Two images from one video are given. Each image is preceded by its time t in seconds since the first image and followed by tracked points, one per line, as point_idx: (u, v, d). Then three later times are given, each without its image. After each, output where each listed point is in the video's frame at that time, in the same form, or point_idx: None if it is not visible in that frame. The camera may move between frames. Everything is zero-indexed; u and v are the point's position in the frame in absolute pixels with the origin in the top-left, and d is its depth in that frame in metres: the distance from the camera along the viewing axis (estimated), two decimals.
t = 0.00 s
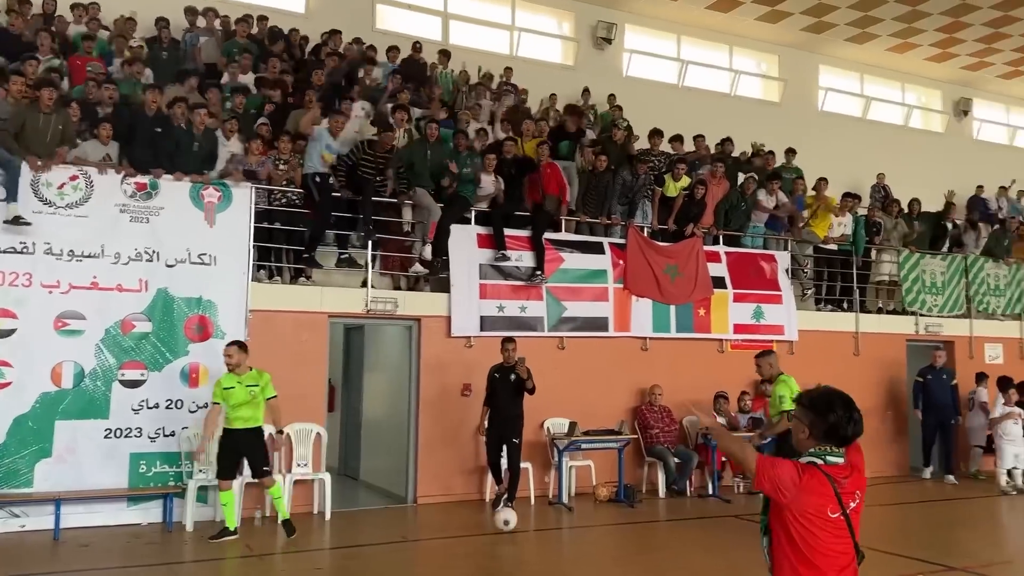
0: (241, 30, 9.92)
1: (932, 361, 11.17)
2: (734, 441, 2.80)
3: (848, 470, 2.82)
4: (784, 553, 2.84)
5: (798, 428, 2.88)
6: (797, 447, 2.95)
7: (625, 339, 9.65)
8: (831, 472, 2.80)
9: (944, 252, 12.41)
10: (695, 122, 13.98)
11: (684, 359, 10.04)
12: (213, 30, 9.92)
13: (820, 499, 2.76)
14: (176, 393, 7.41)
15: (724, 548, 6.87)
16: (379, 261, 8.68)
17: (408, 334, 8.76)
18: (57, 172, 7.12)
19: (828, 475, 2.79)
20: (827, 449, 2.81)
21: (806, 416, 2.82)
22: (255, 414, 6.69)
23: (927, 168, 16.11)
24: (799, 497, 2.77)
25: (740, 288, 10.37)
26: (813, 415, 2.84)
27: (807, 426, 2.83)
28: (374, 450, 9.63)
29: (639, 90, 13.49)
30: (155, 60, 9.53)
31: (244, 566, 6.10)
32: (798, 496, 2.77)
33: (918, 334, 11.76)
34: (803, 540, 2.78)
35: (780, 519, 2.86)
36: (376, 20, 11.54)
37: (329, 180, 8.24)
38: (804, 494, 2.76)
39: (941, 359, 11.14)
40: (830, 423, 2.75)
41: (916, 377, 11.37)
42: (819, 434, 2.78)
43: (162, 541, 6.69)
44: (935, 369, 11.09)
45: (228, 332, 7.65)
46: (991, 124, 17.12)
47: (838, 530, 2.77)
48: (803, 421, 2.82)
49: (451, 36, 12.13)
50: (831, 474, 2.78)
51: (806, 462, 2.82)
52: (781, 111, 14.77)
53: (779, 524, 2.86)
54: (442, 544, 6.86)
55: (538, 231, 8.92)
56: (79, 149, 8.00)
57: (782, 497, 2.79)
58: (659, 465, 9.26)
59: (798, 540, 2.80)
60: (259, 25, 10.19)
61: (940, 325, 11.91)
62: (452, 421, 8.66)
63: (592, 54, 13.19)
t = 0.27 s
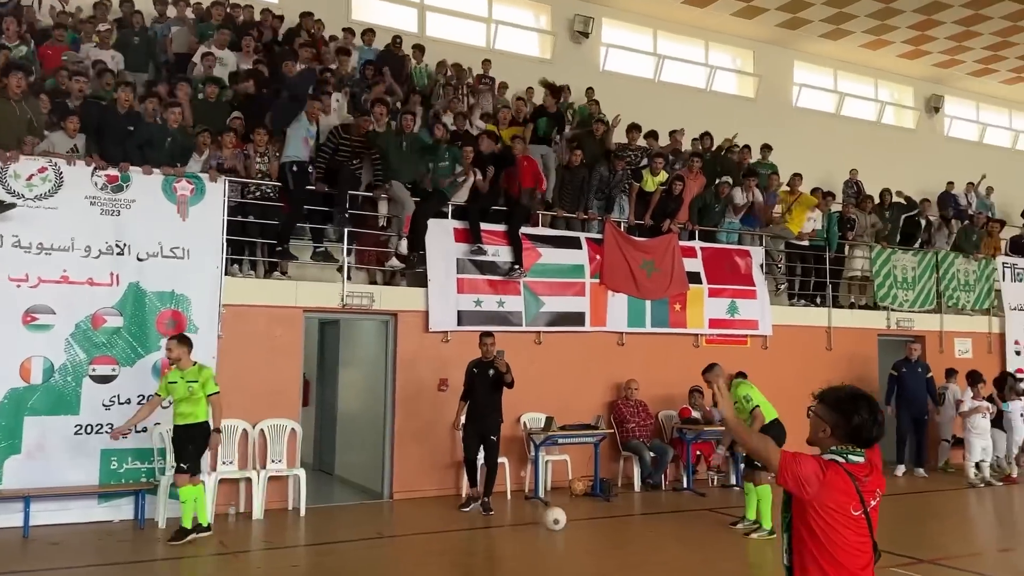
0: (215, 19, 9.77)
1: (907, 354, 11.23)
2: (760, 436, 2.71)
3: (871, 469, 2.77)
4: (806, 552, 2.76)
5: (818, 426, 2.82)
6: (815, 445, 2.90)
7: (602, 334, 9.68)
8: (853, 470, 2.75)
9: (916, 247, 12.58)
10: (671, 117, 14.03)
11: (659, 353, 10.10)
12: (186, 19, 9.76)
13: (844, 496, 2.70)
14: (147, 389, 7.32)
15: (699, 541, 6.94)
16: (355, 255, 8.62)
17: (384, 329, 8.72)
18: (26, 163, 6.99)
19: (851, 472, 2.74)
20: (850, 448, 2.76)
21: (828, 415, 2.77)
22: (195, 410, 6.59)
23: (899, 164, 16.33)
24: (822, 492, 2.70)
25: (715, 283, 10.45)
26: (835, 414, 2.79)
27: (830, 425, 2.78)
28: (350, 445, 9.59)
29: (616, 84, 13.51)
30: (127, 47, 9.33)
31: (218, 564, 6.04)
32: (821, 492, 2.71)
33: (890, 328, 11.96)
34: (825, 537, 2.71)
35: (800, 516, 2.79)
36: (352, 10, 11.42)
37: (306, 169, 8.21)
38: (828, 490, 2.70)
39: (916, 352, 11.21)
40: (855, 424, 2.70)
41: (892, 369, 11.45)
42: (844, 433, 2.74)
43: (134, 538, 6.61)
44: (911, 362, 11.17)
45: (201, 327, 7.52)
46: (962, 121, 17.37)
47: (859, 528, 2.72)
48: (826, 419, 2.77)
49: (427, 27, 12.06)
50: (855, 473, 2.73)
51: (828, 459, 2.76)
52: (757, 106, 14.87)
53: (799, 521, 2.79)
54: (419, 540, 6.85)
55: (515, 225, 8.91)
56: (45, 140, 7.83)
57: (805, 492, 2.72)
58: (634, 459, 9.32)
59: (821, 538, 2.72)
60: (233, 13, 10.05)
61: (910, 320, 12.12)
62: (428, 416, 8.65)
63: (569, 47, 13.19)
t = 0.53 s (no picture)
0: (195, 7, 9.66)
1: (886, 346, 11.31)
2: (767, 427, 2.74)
3: (872, 462, 2.82)
4: (805, 541, 2.81)
5: (824, 417, 2.85)
6: (818, 436, 2.94)
7: (586, 325, 9.72)
8: (855, 463, 2.79)
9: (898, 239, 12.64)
10: (654, 109, 14.06)
11: (642, 344, 10.16)
12: (165, 6, 9.63)
13: (845, 488, 2.75)
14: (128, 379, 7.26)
15: (681, 530, 7.01)
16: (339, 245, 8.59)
17: (368, 319, 8.71)
18: (5, 152, 6.89)
19: (853, 465, 2.78)
20: (853, 441, 2.80)
21: (835, 406, 2.80)
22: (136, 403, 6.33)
23: (880, 157, 16.48)
24: (824, 484, 2.75)
25: (698, 274, 10.52)
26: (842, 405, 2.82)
27: (836, 416, 2.82)
28: (333, 436, 9.58)
29: (600, 75, 13.52)
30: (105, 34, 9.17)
31: (202, 555, 6.02)
32: (823, 483, 2.75)
33: (869, 319, 12.10)
34: (825, 527, 2.76)
35: (801, 506, 2.83)
36: None
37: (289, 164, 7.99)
38: (830, 482, 2.74)
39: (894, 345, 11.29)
40: (863, 417, 2.73)
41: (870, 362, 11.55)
42: (851, 426, 2.76)
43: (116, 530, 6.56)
44: (889, 354, 11.28)
45: (183, 317, 7.48)
46: (941, 114, 17.55)
47: (858, 520, 2.77)
48: (834, 411, 2.80)
49: (410, 16, 11.98)
50: (857, 465, 2.78)
51: (831, 450, 2.80)
52: (740, 99, 14.94)
53: (799, 511, 2.83)
54: (403, 530, 6.87)
55: (499, 217, 8.90)
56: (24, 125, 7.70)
57: (808, 484, 2.76)
58: (617, 449, 9.38)
59: (821, 528, 2.77)
60: None
61: (890, 311, 12.26)
62: (412, 406, 8.65)
63: (553, 38, 13.17)
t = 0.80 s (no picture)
0: None
1: (868, 333, 11.42)
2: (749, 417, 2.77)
3: (859, 444, 2.84)
4: (798, 529, 2.82)
5: (811, 401, 2.87)
6: (806, 421, 2.95)
7: (573, 311, 9.76)
8: (842, 446, 2.82)
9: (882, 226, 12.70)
10: (642, 96, 14.07)
11: (629, 331, 10.22)
12: None
13: (833, 473, 2.76)
14: (115, 365, 7.23)
15: (666, 515, 7.09)
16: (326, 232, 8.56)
17: (356, 306, 8.70)
18: None
19: (839, 449, 2.81)
20: (839, 424, 2.82)
21: (822, 390, 2.83)
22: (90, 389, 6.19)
23: (865, 146, 16.59)
24: (812, 470, 2.76)
25: (685, 262, 10.57)
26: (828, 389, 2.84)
27: (822, 400, 2.84)
28: (321, 423, 9.59)
29: (588, 62, 13.50)
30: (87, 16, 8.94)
31: (190, 541, 6.02)
32: (810, 469, 2.77)
33: (854, 307, 12.23)
34: (816, 514, 2.77)
35: (790, 494, 2.85)
36: None
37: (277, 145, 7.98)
38: (817, 468, 2.76)
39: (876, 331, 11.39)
40: (850, 400, 2.75)
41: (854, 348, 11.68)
42: (838, 410, 2.79)
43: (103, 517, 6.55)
44: (871, 341, 11.40)
45: (169, 303, 7.46)
46: (926, 103, 17.67)
47: (849, 504, 2.78)
48: (821, 394, 2.82)
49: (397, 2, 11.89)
50: (843, 449, 2.80)
51: (817, 436, 2.82)
52: (727, 87, 14.97)
53: (790, 500, 2.85)
54: (390, 515, 6.90)
55: (487, 203, 8.91)
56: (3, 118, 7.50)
57: (795, 471, 2.78)
58: (605, 435, 9.44)
59: (812, 515, 2.78)
60: None
61: (874, 298, 12.39)
62: (400, 393, 8.66)
63: (541, 25, 13.13)
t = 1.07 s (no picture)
0: None
1: (863, 318, 11.44)
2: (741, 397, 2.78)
3: (849, 424, 2.87)
4: (788, 509, 2.82)
5: (802, 382, 2.92)
6: (797, 404, 2.99)
7: (567, 298, 9.79)
8: (832, 426, 2.84)
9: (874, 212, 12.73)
10: (636, 83, 14.05)
11: (623, 318, 10.26)
12: None
13: (824, 452, 2.77)
14: (109, 351, 7.22)
15: (659, 498, 7.15)
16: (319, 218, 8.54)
17: (350, 293, 8.70)
18: None
19: (830, 429, 2.82)
20: (830, 404, 2.85)
21: (811, 369, 2.88)
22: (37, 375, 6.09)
23: (858, 133, 16.62)
24: (802, 449, 2.77)
25: (679, 248, 10.60)
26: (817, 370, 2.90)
27: (812, 379, 2.89)
28: (315, 409, 9.61)
29: (582, 48, 13.47)
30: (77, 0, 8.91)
31: (184, 525, 6.05)
32: (801, 449, 2.78)
33: (846, 293, 12.29)
34: (807, 493, 2.78)
35: (781, 475, 2.85)
36: None
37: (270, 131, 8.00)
38: (808, 447, 2.77)
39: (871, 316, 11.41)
40: (840, 377, 2.80)
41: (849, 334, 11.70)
42: (829, 387, 2.83)
43: (99, 501, 6.57)
44: (867, 327, 11.42)
45: (163, 290, 7.45)
46: (919, 90, 17.69)
47: (839, 484, 2.79)
48: (811, 373, 2.87)
49: None
50: (834, 428, 2.83)
51: (808, 416, 2.85)
52: (721, 73, 14.96)
53: (780, 480, 2.85)
54: (385, 499, 6.94)
55: (481, 189, 8.91)
56: None
57: (786, 450, 2.79)
58: (598, 421, 9.49)
59: (803, 495, 2.79)
60: None
61: (866, 285, 12.46)
62: (394, 379, 8.69)
63: (535, 11, 13.07)
